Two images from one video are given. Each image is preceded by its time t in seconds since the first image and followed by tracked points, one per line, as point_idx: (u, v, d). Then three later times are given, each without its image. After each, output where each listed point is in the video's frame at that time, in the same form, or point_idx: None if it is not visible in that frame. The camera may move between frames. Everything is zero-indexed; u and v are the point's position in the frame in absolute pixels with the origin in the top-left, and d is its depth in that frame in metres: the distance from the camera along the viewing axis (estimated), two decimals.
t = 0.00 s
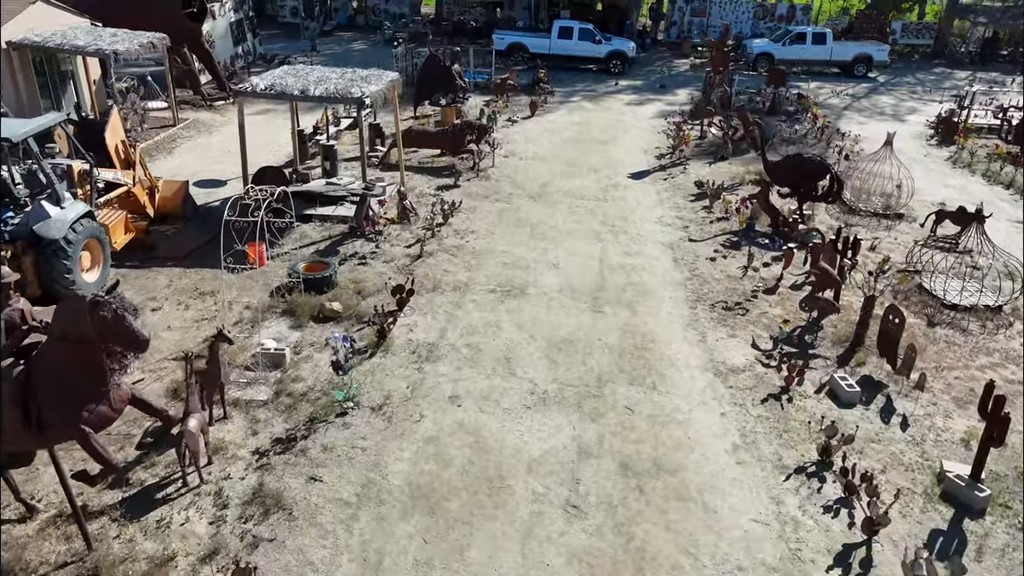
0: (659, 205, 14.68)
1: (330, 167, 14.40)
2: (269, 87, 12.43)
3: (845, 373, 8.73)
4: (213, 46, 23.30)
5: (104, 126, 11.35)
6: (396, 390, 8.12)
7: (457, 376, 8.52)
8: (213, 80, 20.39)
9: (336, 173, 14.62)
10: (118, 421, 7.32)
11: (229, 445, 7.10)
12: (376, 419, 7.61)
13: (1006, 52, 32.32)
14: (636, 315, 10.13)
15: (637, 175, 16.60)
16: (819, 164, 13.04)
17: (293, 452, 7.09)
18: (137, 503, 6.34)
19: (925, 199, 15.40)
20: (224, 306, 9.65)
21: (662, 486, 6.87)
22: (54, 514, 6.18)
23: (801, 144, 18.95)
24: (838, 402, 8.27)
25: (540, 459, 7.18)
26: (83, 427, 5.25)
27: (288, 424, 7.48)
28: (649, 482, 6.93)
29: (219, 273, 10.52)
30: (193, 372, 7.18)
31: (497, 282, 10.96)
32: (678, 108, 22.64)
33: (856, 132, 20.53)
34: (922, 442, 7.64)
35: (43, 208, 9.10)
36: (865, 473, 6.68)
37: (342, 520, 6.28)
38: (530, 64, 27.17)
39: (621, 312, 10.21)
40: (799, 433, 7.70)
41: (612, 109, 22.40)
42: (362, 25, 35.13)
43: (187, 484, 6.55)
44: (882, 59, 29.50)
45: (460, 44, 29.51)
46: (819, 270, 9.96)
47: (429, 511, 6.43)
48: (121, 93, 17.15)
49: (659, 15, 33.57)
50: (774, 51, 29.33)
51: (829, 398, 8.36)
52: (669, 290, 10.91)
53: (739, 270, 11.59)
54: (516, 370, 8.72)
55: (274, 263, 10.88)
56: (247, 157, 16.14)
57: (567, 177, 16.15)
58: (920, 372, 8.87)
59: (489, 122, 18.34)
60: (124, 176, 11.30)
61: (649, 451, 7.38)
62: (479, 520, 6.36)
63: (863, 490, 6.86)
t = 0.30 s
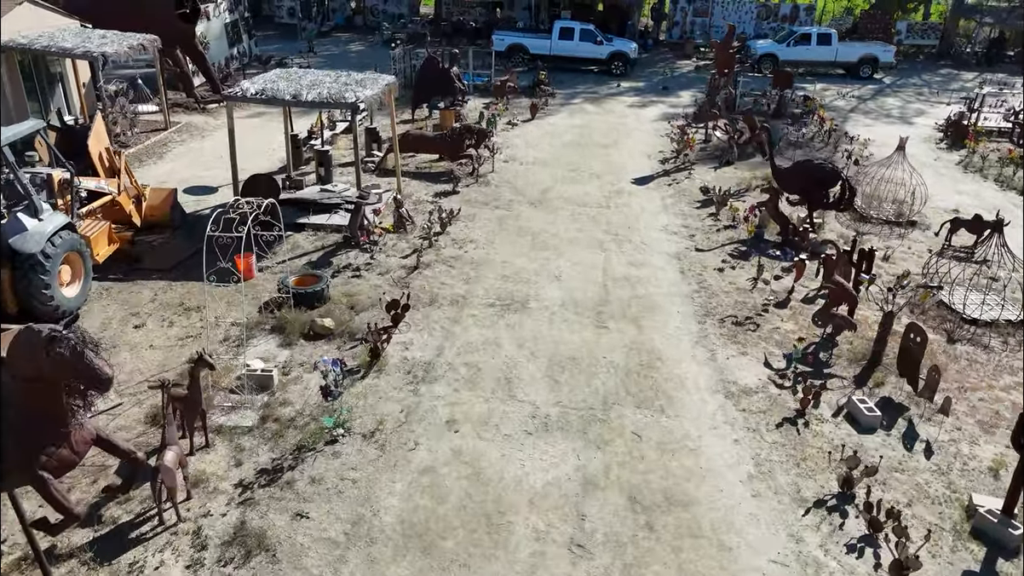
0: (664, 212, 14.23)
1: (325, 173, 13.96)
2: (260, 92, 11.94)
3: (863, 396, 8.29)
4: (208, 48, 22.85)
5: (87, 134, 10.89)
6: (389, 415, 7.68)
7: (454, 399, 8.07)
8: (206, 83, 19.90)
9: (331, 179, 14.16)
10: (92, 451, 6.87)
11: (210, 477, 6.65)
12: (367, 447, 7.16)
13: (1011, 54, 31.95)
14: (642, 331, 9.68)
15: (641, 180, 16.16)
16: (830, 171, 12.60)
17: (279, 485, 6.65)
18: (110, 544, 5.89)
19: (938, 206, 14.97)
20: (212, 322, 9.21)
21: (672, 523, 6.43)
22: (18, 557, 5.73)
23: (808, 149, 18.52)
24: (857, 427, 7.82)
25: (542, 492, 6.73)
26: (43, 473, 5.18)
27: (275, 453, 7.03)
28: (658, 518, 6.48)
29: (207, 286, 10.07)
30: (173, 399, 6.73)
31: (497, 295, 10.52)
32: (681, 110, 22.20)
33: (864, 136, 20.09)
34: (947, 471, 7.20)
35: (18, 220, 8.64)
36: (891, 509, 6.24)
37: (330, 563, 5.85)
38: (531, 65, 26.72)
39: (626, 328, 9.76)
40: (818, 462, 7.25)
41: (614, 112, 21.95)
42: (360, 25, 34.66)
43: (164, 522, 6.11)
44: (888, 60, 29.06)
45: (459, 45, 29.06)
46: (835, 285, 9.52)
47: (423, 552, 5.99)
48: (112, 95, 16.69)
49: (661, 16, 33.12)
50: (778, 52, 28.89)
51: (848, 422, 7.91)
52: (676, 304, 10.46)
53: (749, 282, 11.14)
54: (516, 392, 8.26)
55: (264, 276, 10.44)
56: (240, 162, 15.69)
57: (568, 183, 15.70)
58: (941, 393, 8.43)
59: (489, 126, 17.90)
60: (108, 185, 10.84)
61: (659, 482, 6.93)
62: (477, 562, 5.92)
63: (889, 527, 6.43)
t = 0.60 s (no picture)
0: (669, 221, 13.78)
1: (318, 180, 13.51)
2: (250, 97, 11.45)
3: (883, 422, 7.83)
4: (202, 50, 22.40)
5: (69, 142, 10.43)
6: (381, 444, 7.23)
7: (451, 425, 7.61)
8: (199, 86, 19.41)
9: (324, 187, 13.71)
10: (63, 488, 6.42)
11: (187, 517, 6.20)
12: (357, 482, 6.71)
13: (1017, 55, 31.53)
14: (649, 349, 9.22)
15: (644, 187, 15.71)
16: (842, 179, 12.16)
17: (262, 524, 6.20)
18: None
19: (951, 213, 14.54)
20: (196, 340, 8.76)
21: (684, 567, 5.98)
22: None
23: (815, 154, 18.08)
24: (878, 456, 7.37)
25: (544, 532, 6.28)
26: None
27: (258, 488, 6.57)
28: (670, 561, 6.03)
29: (192, 301, 9.62)
30: (149, 431, 6.28)
31: (496, 310, 10.07)
32: (685, 114, 21.75)
33: (872, 140, 19.64)
34: (976, 505, 6.76)
35: None
36: (920, 552, 5.80)
37: None
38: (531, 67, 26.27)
39: (632, 346, 9.30)
40: (838, 496, 6.79)
41: (616, 115, 21.50)
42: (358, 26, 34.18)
43: (135, 569, 5.66)
44: (894, 61, 28.60)
45: (458, 47, 28.62)
46: (850, 302, 9.06)
47: None
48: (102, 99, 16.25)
49: (663, 17, 32.67)
50: (782, 54, 28.45)
51: (868, 451, 7.45)
52: (683, 319, 10.00)
53: (759, 296, 10.68)
54: (517, 416, 7.81)
55: (253, 290, 9.99)
56: (231, 168, 15.23)
57: (570, 190, 15.26)
58: (967, 418, 7.97)
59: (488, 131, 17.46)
60: (90, 195, 10.38)
61: (668, 519, 6.49)
62: None
63: (917, 571, 5.98)
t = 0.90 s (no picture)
0: (674, 229, 13.35)
1: (312, 187, 13.09)
2: (240, 103, 11.01)
3: (904, 450, 7.40)
4: (195, 51, 21.95)
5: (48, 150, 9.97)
6: (373, 475, 6.80)
7: (446, 453, 7.18)
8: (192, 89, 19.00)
9: (318, 195, 13.28)
10: (30, 526, 6.00)
11: (163, 559, 5.78)
12: (346, 518, 6.29)
13: None
14: (655, 369, 8.78)
15: (648, 193, 15.29)
16: (853, 188, 11.74)
17: (243, 567, 5.77)
18: None
19: (964, 221, 14.12)
20: (180, 359, 8.34)
21: None
22: None
23: (822, 159, 17.64)
24: (901, 487, 6.94)
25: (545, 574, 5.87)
26: None
27: (240, 526, 6.14)
28: None
29: (178, 317, 9.20)
30: (122, 465, 5.87)
31: (495, 326, 9.64)
32: (688, 117, 21.33)
33: (881, 144, 19.19)
34: (1007, 542, 6.34)
35: None
36: None
37: None
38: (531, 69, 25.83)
39: (637, 365, 8.86)
40: (859, 534, 6.36)
41: (618, 119, 21.08)
42: (356, 27, 33.77)
43: None
44: (900, 63, 28.14)
45: (458, 48, 28.17)
46: (867, 319, 8.64)
47: None
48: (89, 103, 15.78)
49: (665, 17, 32.23)
50: (786, 55, 27.99)
51: (890, 481, 7.02)
52: (690, 336, 9.58)
53: (769, 310, 10.26)
54: (516, 443, 7.37)
55: (241, 306, 9.57)
56: (223, 174, 14.80)
57: (572, 197, 14.82)
58: (992, 445, 7.53)
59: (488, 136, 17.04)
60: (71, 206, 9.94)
61: (679, 559, 6.07)
62: None
63: None
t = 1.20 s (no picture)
0: (679, 238, 12.95)
1: (305, 195, 12.70)
2: (229, 108, 10.56)
3: (927, 479, 6.99)
4: (189, 53, 21.56)
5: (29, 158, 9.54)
6: (363, 508, 6.40)
7: (442, 483, 6.77)
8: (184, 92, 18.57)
9: (312, 202, 12.88)
10: None
11: None
12: (335, 557, 5.89)
13: None
14: (662, 389, 8.36)
15: (651, 199, 14.89)
16: (866, 197, 11.33)
17: None
18: None
19: (977, 229, 13.73)
20: (162, 380, 7.94)
21: None
22: None
23: (829, 163, 17.23)
24: (925, 520, 6.54)
25: None
26: None
27: (219, 567, 5.73)
28: None
29: (162, 334, 8.80)
30: (92, 502, 5.48)
31: (494, 342, 9.23)
32: (691, 120, 20.92)
33: (888, 148, 18.79)
34: None
35: None
36: None
37: None
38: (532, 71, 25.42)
39: (643, 385, 8.45)
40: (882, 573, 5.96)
41: (620, 122, 20.67)
42: (354, 28, 33.37)
43: None
44: (905, 65, 27.73)
45: (456, 50, 27.77)
46: (886, 338, 8.20)
47: None
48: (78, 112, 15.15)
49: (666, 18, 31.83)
50: (790, 57, 27.57)
51: (913, 514, 6.61)
52: (698, 353, 9.16)
53: (779, 325, 9.86)
54: (516, 472, 6.96)
55: (229, 321, 9.18)
56: (215, 180, 14.40)
57: (573, 203, 14.41)
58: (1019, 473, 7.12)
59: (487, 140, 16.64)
60: (53, 216, 9.53)
61: None
62: None
63: None
